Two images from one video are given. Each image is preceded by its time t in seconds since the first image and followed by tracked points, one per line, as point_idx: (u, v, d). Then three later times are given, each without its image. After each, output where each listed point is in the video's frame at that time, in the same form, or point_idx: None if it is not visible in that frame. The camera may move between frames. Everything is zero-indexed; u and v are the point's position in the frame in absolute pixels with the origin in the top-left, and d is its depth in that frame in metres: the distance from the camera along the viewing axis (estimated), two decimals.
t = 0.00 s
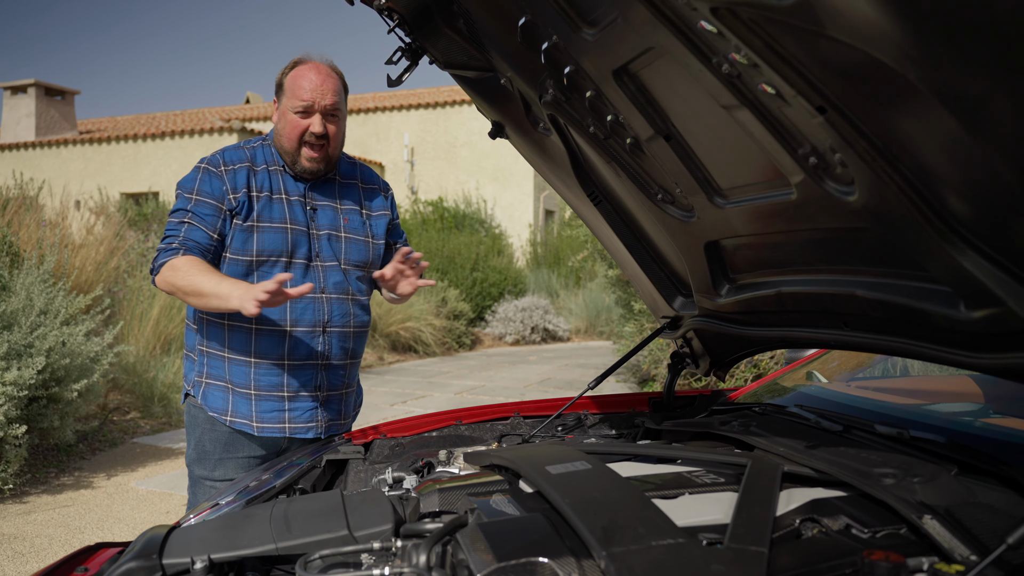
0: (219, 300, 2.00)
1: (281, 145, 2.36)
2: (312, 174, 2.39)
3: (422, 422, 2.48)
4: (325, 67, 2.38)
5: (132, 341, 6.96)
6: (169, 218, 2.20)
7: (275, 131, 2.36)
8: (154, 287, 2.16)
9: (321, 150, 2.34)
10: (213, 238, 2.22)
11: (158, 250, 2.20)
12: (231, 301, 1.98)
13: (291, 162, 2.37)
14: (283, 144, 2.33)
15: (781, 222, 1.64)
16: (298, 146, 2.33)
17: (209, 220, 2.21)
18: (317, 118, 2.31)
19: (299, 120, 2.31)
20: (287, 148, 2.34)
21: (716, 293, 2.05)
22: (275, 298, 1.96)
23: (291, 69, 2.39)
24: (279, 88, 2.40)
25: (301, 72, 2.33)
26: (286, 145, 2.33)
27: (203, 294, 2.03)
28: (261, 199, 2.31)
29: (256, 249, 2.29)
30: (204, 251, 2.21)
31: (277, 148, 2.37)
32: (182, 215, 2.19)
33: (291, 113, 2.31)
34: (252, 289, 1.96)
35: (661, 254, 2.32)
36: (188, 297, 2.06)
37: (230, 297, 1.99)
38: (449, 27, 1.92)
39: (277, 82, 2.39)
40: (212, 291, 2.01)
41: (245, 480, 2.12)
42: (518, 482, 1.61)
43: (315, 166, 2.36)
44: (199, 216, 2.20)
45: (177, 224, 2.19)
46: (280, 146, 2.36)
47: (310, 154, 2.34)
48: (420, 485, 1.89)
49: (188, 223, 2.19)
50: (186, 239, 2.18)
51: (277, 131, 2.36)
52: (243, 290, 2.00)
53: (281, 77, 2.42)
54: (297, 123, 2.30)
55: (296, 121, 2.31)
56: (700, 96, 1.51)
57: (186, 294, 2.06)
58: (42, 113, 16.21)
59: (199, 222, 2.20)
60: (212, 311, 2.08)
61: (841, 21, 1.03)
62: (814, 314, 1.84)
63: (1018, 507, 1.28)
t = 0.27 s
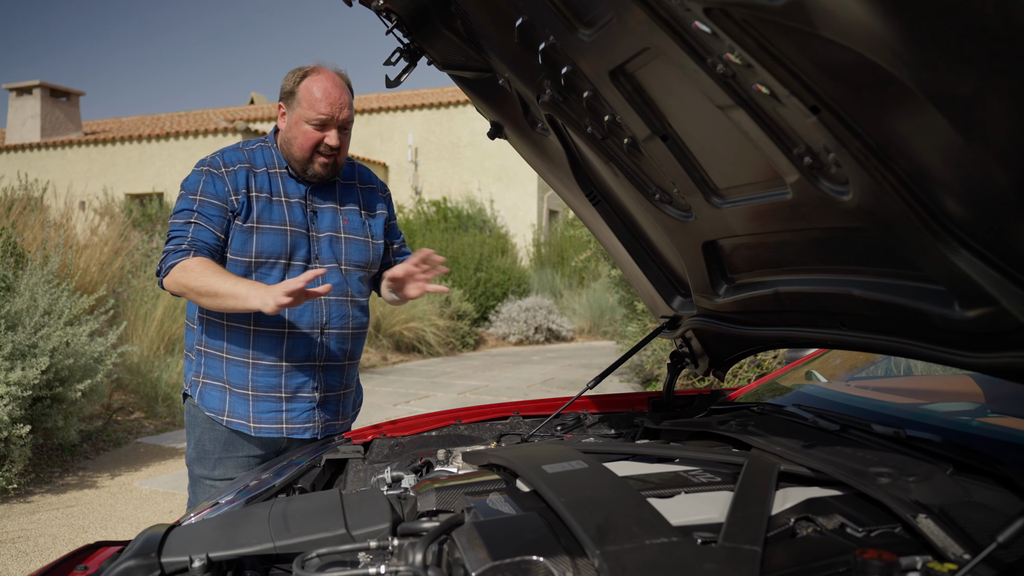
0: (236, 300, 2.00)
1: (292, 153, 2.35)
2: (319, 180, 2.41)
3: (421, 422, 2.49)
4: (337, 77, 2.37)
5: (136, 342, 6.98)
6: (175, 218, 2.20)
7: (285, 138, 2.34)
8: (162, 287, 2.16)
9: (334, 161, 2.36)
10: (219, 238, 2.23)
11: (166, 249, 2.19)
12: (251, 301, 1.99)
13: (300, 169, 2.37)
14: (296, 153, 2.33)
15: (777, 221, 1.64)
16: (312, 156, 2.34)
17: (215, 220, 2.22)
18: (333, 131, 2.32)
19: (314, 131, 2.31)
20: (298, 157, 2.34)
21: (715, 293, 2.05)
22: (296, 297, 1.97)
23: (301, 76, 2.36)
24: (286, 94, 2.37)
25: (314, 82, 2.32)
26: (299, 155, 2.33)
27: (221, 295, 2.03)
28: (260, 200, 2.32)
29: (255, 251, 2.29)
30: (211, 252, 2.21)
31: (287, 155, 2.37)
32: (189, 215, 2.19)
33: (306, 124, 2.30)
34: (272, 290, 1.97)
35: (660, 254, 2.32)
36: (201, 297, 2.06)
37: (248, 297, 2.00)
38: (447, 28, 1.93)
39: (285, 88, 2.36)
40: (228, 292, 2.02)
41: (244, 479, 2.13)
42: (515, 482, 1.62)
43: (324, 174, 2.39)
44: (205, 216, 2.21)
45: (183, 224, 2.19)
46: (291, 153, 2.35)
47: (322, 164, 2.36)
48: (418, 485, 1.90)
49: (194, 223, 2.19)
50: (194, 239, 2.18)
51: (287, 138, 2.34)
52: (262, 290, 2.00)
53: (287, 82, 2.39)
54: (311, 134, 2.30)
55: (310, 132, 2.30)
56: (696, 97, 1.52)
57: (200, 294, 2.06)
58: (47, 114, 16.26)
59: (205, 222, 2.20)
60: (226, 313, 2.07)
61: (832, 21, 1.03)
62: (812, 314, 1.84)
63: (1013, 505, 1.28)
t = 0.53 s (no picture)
0: (206, 296, 2.04)
1: (291, 147, 2.37)
2: (319, 175, 2.42)
3: (424, 420, 2.50)
4: (340, 74, 2.38)
5: (143, 341, 7.01)
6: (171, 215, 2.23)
7: (285, 131, 2.36)
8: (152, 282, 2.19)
9: (332, 158, 2.37)
10: (211, 236, 2.24)
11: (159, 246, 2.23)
12: (217, 298, 2.02)
13: (300, 164, 2.39)
14: (295, 147, 2.35)
15: (777, 220, 1.64)
16: (310, 152, 2.35)
17: (208, 218, 2.23)
18: (332, 128, 2.33)
19: (312, 127, 2.32)
20: (297, 152, 2.35)
21: (716, 292, 2.05)
22: (258, 295, 2.00)
23: (305, 71, 2.37)
24: (290, 88, 2.38)
25: (315, 78, 2.33)
26: (297, 149, 2.35)
27: (192, 291, 2.06)
28: (263, 198, 2.33)
29: (259, 248, 2.31)
30: (203, 250, 2.23)
31: (286, 148, 2.39)
32: (182, 213, 2.22)
33: (305, 120, 2.31)
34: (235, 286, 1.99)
35: (662, 253, 2.32)
36: (177, 292, 2.09)
37: (216, 294, 2.03)
38: (449, 28, 1.94)
39: (288, 83, 2.38)
40: (199, 288, 2.05)
41: (249, 477, 2.14)
42: (516, 480, 1.62)
43: (323, 170, 2.40)
44: (198, 214, 2.22)
45: (178, 222, 2.22)
46: (290, 147, 2.37)
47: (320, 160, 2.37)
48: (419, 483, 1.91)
49: (187, 221, 2.22)
50: (184, 236, 2.20)
51: (287, 132, 2.36)
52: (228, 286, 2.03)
53: (292, 77, 2.40)
54: (309, 130, 2.32)
55: (309, 127, 2.32)
56: (695, 96, 1.52)
57: (177, 290, 2.09)
58: (55, 114, 16.35)
59: (198, 220, 2.22)
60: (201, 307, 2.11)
61: (828, 21, 1.04)
62: (813, 313, 1.84)
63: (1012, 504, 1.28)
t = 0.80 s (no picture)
0: (210, 293, 2.05)
1: (294, 144, 2.38)
2: (322, 173, 2.43)
3: (427, 419, 2.50)
4: (342, 71, 2.39)
5: (151, 340, 7.05)
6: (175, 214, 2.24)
7: (289, 129, 2.38)
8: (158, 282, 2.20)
9: (334, 155, 2.38)
10: (216, 234, 2.25)
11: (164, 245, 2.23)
12: (220, 294, 2.03)
13: (303, 161, 2.40)
14: (298, 144, 2.36)
15: (781, 218, 1.64)
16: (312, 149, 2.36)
17: (212, 216, 2.24)
18: (334, 125, 2.34)
19: (315, 124, 2.33)
20: (300, 149, 2.37)
21: (720, 291, 2.05)
22: (259, 290, 2.01)
23: (308, 69, 2.39)
24: (294, 86, 2.40)
25: (318, 76, 2.34)
26: (300, 147, 2.36)
27: (196, 287, 2.07)
28: (267, 196, 2.34)
29: (264, 246, 2.32)
30: (208, 248, 2.23)
31: (290, 146, 2.40)
32: (187, 212, 2.22)
33: (307, 117, 2.33)
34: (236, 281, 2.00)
35: (666, 251, 2.32)
36: (182, 290, 2.11)
37: (220, 290, 2.04)
38: (452, 26, 1.94)
39: (292, 81, 2.40)
40: (203, 284, 2.06)
41: (254, 474, 2.15)
42: (518, 477, 1.62)
43: (326, 168, 2.40)
44: (203, 212, 2.23)
45: (183, 221, 2.23)
46: (293, 145, 2.38)
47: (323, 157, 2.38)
48: (423, 480, 1.91)
49: (192, 220, 2.22)
50: (189, 235, 2.20)
51: (290, 130, 2.38)
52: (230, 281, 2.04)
53: (296, 75, 2.42)
54: (312, 127, 2.33)
55: (311, 125, 2.33)
56: (698, 93, 1.52)
57: (182, 287, 2.10)
58: (65, 115, 16.44)
59: (203, 219, 2.23)
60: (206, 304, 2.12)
61: (829, 17, 1.04)
62: (817, 311, 1.84)
63: (1016, 502, 1.27)
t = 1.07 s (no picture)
0: (206, 296, 2.05)
1: (289, 142, 2.39)
2: (317, 172, 2.42)
3: (427, 420, 2.50)
4: (337, 69, 2.38)
5: (155, 341, 7.06)
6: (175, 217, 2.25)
7: (284, 127, 2.39)
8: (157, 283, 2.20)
9: (327, 153, 2.37)
10: (214, 236, 2.25)
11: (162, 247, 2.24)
12: (217, 298, 2.03)
13: (297, 160, 2.40)
14: (291, 142, 2.37)
15: (780, 220, 1.63)
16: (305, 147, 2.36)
17: (210, 218, 2.24)
18: (325, 122, 2.33)
19: (307, 121, 2.33)
20: (294, 147, 2.37)
21: (720, 292, 2.04)
22: (256, 296, 2.00)
23: (303, 67, 2.40)
24: (290, 85, 2.41)
25: (312, 74, 2.35)
26: (294, 144, 2.36)
27: (194, 291, 2.07)
28: (266, 198, 2.34)
29: (262, 248, 2.32)
30: (206, 250, 2.24)
31: (285, 145, 2.41)
32: (185, 214, 2.23)
33: (300, 114, 2.33)
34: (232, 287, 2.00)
35: (666, 252, 2.31)
36: (179, 292, 2.11)
37: (217, 294, 2.04)
38: (451, 27, 1.94)
39: (289, 79, 2.41)
40: (201, 288, 2.06)
41: (253, 476, 2.15)
42: (515, 480, 1.62)
43: (320, 166, 2.40)
44: (201, 214, 2.23)
45: (182, 223, 2.24)
46: (288, 143, 2.39)
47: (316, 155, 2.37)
48: (422, 482, 1.91)
49: (191, 222, 2.23)
50: (187, 237, 2.21)
51: (285, 128, 2.39)
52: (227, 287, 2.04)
53: (294, 74, 2.43)
54: (304, 124, 2.33)
55: (304, 122, 2.33)
56: (696, 94, 1.51)
57: (180, 290, 2.10)
58: (70, 116, 16.49)
59: (201, 221, 2.23)
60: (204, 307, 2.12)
61: (825, 17, 1.03)
62: (817, 312, 1.83)
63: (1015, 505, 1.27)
